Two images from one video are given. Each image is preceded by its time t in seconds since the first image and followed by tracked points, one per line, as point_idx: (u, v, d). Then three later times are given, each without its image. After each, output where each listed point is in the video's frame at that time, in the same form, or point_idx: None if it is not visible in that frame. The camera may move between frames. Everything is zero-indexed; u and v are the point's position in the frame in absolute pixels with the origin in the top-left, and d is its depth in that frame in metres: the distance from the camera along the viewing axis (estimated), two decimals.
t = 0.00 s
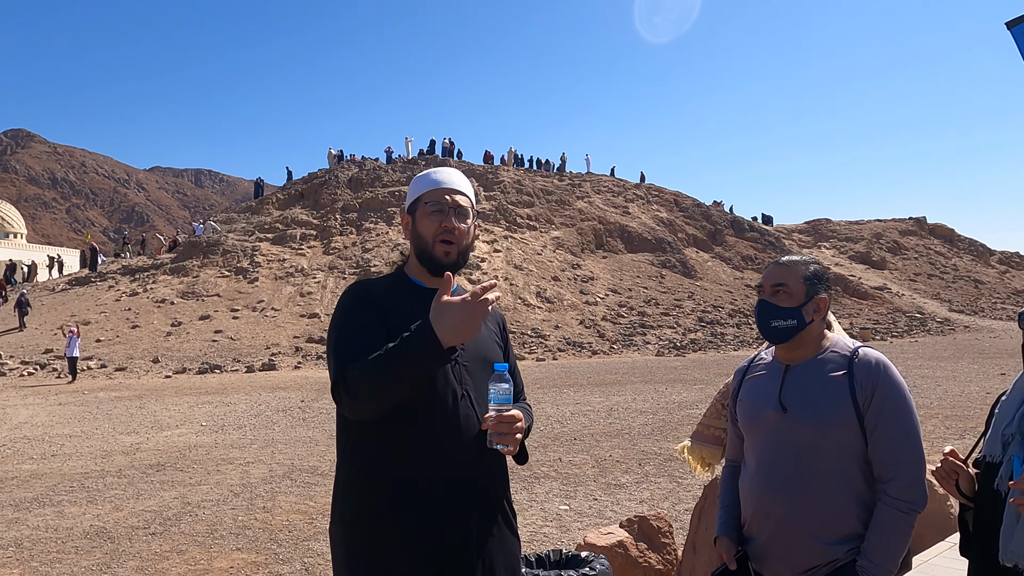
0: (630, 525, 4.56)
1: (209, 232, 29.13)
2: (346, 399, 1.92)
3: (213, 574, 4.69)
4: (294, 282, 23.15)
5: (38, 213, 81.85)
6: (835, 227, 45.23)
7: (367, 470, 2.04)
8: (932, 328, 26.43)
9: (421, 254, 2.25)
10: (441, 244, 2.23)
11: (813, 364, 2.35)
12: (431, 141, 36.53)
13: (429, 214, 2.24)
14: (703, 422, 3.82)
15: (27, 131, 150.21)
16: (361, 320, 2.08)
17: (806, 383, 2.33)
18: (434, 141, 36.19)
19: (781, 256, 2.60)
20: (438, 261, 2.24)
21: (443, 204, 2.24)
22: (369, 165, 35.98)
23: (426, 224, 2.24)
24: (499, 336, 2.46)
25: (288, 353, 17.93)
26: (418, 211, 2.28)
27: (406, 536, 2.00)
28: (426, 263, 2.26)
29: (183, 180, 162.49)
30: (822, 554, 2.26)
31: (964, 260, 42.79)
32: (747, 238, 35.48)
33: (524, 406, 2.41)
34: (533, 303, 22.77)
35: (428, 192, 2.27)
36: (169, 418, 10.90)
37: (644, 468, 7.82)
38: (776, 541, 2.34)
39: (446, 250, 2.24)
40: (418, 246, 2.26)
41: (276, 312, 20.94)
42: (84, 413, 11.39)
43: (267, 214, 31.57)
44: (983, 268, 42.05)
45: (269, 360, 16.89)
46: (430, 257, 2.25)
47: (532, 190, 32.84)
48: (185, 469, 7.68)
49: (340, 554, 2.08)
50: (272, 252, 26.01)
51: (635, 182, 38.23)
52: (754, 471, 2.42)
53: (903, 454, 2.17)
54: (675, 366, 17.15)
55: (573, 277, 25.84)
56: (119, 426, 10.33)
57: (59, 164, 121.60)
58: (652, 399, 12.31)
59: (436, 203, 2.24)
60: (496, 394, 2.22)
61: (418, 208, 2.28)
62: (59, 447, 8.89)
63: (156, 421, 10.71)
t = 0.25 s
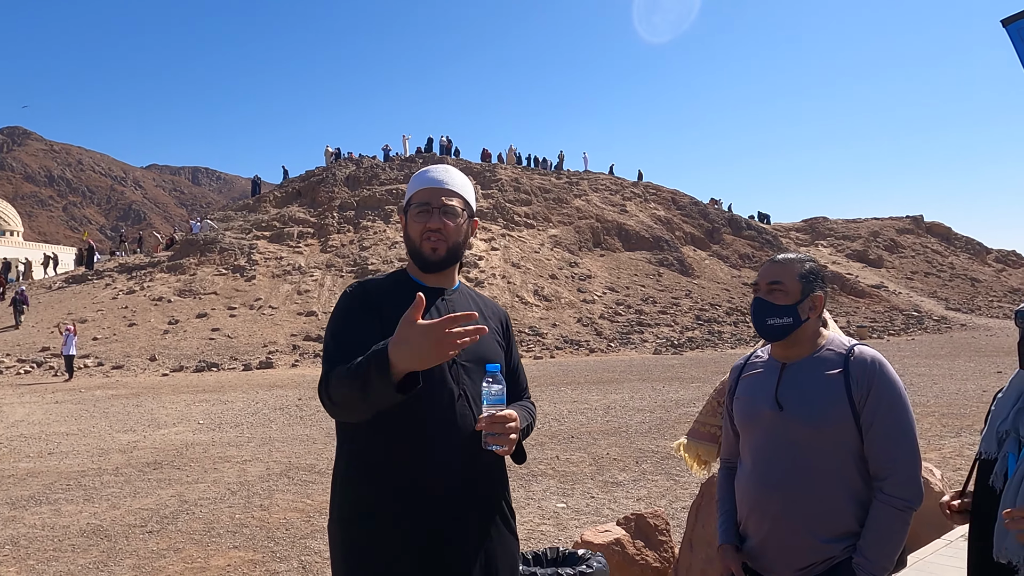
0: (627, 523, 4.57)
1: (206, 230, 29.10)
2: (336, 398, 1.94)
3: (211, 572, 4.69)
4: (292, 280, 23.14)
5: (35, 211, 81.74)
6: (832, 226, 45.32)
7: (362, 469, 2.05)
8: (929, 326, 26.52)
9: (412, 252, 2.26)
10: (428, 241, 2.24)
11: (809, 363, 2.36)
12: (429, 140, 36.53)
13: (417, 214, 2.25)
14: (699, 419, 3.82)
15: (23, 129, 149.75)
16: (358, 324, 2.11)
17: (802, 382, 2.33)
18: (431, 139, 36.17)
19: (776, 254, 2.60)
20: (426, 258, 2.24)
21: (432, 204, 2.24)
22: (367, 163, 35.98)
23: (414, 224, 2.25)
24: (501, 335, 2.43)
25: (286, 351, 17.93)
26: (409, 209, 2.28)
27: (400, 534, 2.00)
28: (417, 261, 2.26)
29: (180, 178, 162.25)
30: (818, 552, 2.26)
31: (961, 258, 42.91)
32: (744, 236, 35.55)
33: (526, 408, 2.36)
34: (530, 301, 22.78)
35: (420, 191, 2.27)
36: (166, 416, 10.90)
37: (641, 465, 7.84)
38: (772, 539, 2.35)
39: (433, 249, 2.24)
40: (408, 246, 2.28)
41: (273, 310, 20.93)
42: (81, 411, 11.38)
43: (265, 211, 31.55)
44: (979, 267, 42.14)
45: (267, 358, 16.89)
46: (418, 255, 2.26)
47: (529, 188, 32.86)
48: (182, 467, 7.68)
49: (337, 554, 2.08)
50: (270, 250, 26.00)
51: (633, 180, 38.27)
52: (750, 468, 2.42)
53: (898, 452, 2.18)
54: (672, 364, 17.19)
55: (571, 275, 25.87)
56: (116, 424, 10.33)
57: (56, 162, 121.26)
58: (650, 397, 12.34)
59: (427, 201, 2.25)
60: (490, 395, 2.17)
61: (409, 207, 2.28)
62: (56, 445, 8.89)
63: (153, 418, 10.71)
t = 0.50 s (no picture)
0: (621, 521, 4.58)
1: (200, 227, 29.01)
2: (329, 403, 1.97)
3: (204, 570, 4.68)
4: (286, 277, 23.09)
5: (28, 208, 81.38)
6: (826, 225, 45.46)
7: (355, 470, 2.06)
8: (922, 325, 26.65)
9: (409, 253, 2.28)
10: (424, 242, 2.25)
11: (802, 363, 2.36)
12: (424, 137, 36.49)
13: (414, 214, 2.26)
14: (692, 417, 3.83)
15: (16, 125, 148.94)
16: (351, 324, 2.11)
17: (795, 381, 2.34)
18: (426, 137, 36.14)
19: (769, 254, 2.61)
20: (424, 261, 2.25)
21: (429, 205, 2.25)
22: (362, 160, 35.92)
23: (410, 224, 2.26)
24: (498, 333, 2.40)
25: (280, 349, 17.89)
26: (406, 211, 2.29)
27: (391, 535, 2.01)
28: (414, 263, 2.28)
29: (174, 174, 161.74)
30: (809, 551, 2.27)
31: (954, 258, 43.10)
32: (739, 235, 35.62)
33: (524, 410, 2.31)
34: (525, 300, 22.79)
35: (417, 190, 2.28)
36: (159, 413, 10.87)
37: (635, 464, 7.85)
38: (766, 539, 2.35)
39: (430, 249, 2.25)
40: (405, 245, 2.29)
41: (267, 307, 20.88)
42: (74, 409, 11.34)
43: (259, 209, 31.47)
44: (972, 267, 42.33)
45: (261, 356, 16.85)
46: (416, 256, 2.27)
47: (524, 186, 32.86)
48: (175, 464, 7.66)
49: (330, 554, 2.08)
50: (264, 247, 25.93)
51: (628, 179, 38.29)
52: (742, 468, 2.43)
53: (890, 452, 2.19)
54: (667, 363, 17.22)
55: (566, 274, 25.89)
56: (108, 421, 10.29)
57: (49, 158, 120.63)
58: (644, 396, 12.37)
59: (423, 204, 2.25)
60: (481, 396, 2.14)
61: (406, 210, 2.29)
62: (48, 442, 8.85)
63: (146, 416, 10.68)
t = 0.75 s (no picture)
0: (615, 517, 4.58)
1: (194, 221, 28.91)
2: (326, 396, 1.98)
3: (198, 564, 4.69)
4: (281, 272, 23.05)
5: (22, 201, 81.01)
6: (821, 223, 45.56)
7: (353, 464, 2.07)
8: (916, 323, 26.74)
9: (408, 248, 2.28)
10: (425, 237, 2.25)
11: (796, 359, 2.37)
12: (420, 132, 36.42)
13: (415, 208, 2.27)
14: (685, 413, 3.84)
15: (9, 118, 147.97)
16: (348, 319, 2.11)
17: (788, 378, 2.35)
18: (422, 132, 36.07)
19: (763, 250, 2.61)
20: (424, 256, 2.25)
21: (429, 199, 2.26)
22: (357, 155, 35.85)
23: (411, 218, 2.27)
24: (498, 330, 2.40)
25: (275, 343, 17.86)
26: (406, 206, 2.30)
27: (388, 530, 2.01)
28: (414, 258, 2.28)
29: (169, 168, 161.20)
30: (801, 547, 2.28)
31: (948, 256, 43.24)
32: (734, 232, 35.67)
33: (523, 407, 2.29)
34: (520, 295, 22.79)
35: (416, 187, 2.29)
36: (153, 408, 10.85)
37: (629, 460, 7.87)
38: (758, 535, 2.36)
39: (430, 245, 2.25)
40: (405, 239, 2.30)
41: (262, 302, 20.84)
42: (67, 403, 11.31)
43: (254, 203, 31.38)
44: (966, 265, 42.48)
45: (256, 351, 16.82)
46: (416, 251, 2.27)
47: (520, 182, 32.85)
48: (170, 459, 7.65)
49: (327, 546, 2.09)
50: (259, 242, 25.87)
51: (624, 176, 38.29)
52: (735, 464, 2.44)
53: (882, 449, 2.20)
54: (661, 359, 17.25)
55: (561, 270, 25.89)
56: (102, 415, 10.26)
57: (43, 151, 120.03)
58: (639, 392, 12.39)
59: (423, 198, 2.26)
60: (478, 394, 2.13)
61: (406, 204, 2.30)
62: (41, 436, 8.83)
63: (141, 410, 10.66)
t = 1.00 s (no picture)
0: (611, 511, 4.59)
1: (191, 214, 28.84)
2: (329, 393, 1.97)
3: (193, 556, 4.69)
4: (278, 265, 23.01)
5: (18, 191, 80.79)
6: (819, 219, 45.59)
7: (355, 460, 2.06)
8: (912, 319, 26.80)
9: (413, 245, 2.27)
10: (430, 234, 2.24)
11: (791, 354, 2.37)
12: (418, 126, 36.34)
13: (420, 205, 2.25)
14: (683, 407, 3.85)
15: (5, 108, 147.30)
16: (350, 315, 2.10)
17: (783, 373, 2.35)
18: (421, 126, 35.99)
19: (759, 245, 2.61)
20: (428, 253, 2.25)
21: (434, 195, 2.25)
22: (355, 148, 35.77)
23: (416, 214, 2.25)
24: (499, 326, 2.39)
25: (272, 336, 17.84)
26: (410, 202, 2.29)
27: (390, 528, 2.01)
28: (419, 254, 2.27)
29: (166, 160, 160.76)
30: (795, 542, 2.29)
31: (945, 253, 43.29)
32: (732, 228, 35.69)
33: (523, 403, 2.29)
34: (517, 290, 22.79)
35: (421, 183, 2.28)
36: (150, 400, 10.84)
37: (625, 454, 7.89)
38: (753, 530, 2.37)
39: (436, 242, 2.24)
40: (410, 236, 2.28)
41: (259, 295, 20.80)
42: (63, 394, 11.30)
43: (251, 196, 31.30)
44: (963, 262, 42.56)
45: (253, 343, 16.80)
46: (420, 248, 2.26)
47: (518, 176, 32.81)
48: (166, 451, 7.65)
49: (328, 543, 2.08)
50: (256, 234, 25.82)
51: (622, 171, 38.25)
52: (731, 459, 2.44)
53: (876, 444, 2.20)
54: (658, 354, 17.26)
55: (559, 264, 25.89)
56: (98, 407, 10.26)
57: (39, 142, 119.57)
58: (635, 387, 12.40)
59: (427, 194, 2.25)
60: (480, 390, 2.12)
61: (411, 200, 2.28)
62: (37, 428, 8.82)
63: (137, 402, 10.65)
